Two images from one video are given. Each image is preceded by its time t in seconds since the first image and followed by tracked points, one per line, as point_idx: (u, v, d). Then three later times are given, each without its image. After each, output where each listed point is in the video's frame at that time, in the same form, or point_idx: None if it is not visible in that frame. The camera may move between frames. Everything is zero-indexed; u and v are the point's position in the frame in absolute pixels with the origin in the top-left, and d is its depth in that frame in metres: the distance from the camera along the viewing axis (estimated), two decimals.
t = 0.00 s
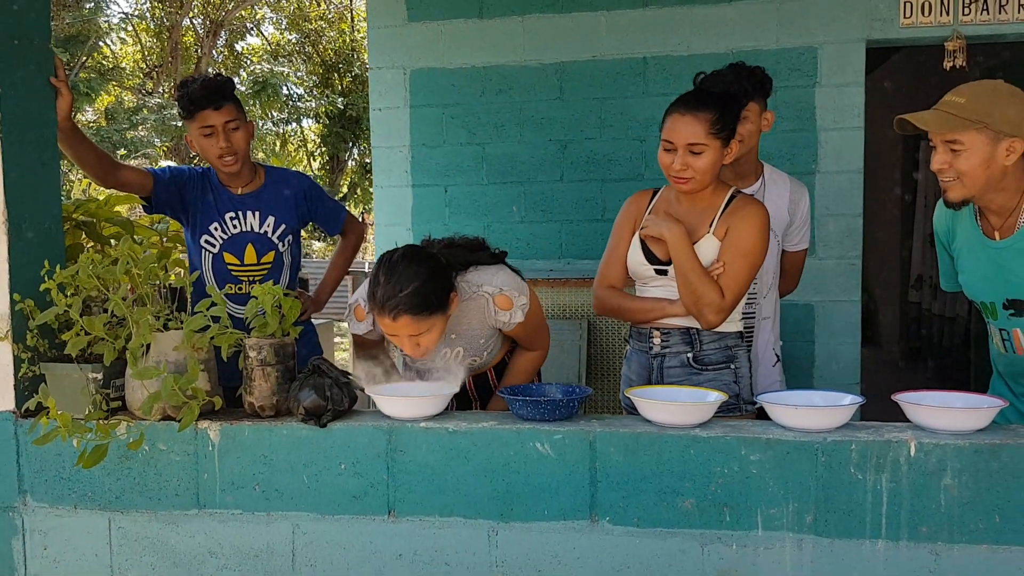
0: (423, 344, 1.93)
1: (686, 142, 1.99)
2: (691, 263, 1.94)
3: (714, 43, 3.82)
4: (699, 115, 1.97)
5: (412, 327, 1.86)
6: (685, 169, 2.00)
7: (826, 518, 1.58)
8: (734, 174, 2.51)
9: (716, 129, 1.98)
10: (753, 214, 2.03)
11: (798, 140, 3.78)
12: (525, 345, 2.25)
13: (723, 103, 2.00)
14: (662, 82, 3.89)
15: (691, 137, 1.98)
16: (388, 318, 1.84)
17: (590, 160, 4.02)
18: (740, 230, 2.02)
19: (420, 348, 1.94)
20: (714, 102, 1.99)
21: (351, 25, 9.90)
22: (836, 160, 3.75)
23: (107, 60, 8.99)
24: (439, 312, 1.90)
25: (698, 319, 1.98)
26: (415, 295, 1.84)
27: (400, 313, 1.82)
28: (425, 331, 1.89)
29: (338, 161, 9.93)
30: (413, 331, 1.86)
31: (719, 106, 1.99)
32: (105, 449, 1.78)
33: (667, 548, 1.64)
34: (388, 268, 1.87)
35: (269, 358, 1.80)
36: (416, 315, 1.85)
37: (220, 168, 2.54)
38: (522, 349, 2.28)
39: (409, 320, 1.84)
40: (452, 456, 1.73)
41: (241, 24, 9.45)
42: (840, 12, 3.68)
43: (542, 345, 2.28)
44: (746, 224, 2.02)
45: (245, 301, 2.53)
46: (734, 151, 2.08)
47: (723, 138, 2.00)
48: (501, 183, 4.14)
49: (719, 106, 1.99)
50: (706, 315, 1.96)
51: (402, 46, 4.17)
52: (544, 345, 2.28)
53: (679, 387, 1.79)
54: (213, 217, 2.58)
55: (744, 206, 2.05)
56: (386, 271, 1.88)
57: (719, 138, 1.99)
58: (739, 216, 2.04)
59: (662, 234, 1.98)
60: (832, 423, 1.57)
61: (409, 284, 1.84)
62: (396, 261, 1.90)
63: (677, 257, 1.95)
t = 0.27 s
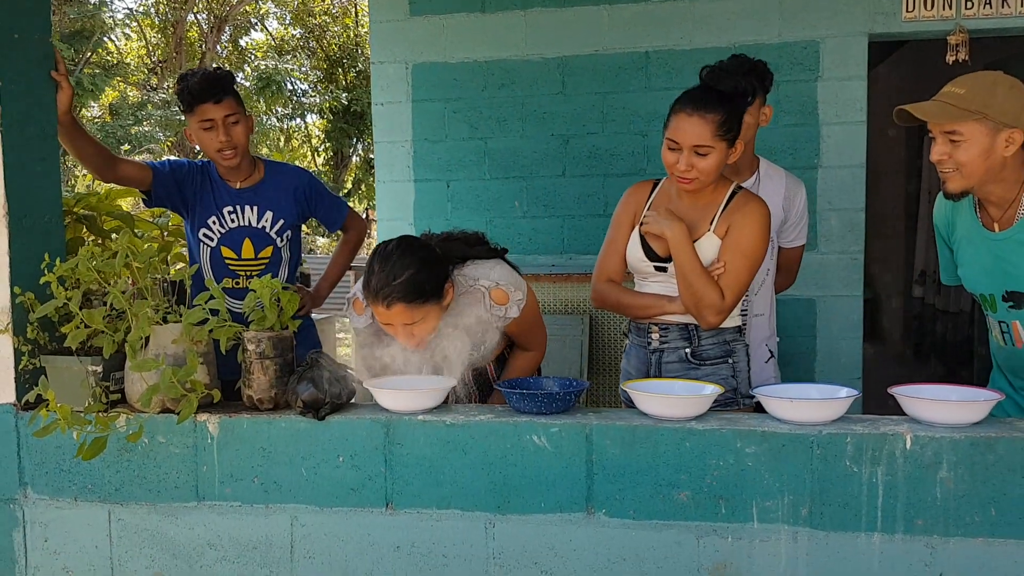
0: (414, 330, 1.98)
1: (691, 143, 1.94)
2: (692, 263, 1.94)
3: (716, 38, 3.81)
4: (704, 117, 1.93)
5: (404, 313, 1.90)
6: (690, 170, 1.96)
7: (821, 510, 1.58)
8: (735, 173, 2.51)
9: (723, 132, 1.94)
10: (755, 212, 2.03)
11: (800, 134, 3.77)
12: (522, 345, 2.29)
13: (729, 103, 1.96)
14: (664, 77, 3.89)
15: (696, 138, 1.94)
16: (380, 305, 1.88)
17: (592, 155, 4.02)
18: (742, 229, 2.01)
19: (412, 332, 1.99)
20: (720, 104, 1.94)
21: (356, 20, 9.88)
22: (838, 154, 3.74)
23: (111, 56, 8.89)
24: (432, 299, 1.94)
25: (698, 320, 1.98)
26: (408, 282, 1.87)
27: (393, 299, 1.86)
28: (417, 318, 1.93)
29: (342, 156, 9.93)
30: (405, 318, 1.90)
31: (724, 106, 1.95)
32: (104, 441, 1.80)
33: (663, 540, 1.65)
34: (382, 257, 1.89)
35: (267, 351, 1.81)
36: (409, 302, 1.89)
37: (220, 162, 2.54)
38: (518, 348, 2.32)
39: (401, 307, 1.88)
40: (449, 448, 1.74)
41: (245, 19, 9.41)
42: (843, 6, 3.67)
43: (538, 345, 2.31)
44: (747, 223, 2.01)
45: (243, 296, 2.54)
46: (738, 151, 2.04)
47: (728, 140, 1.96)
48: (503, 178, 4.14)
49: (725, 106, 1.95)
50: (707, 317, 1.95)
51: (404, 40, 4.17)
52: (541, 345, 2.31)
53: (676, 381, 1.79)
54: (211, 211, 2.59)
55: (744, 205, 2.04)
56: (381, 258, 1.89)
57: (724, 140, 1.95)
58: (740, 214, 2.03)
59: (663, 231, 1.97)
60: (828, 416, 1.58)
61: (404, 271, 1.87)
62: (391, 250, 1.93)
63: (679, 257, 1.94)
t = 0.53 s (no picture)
0: (416, 325, 2.04)
1: (694, 147, 1.90)
2: (694, 264, 1.92)
3: (721, 34, 3.80)
4: (708, 121, 1.88)
5: (406, 311, 1.96)
6: (692, 174, 1.93)
7: (823, 507, 1.58)
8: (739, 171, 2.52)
9: (726, 136, 1.89)
10: (759, 213, 2.01)
11: (805, 131, 3.77)
12: (524, 343, 2.31)
13: (733, 105, 1.90)
14: (669, 74, 3.88)
15: (698, 142, 1.89)
16: (381, 303, 1.93)
17: (597, 152, 4.02)
18: (745, 231, 2.00)
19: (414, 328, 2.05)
20: (724, 106, 1.89)
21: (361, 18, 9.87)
22: (843, 151, 3.73)
23: (118, 54, 8.86)
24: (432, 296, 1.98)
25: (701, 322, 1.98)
26: (406, 281, 1.92)
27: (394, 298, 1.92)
28: (419, 314, 1.99)
29: (348, 154, 9.95)
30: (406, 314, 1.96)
31: (729, 109, 1.89)
32: (108, 436, 1.80)
33: (665, 537, 1.65)
34: (382, 255, 1.93)
35: (271, 348, 1.81)
36: (410, 300, 1.94)
37: (225, 159, 2.54)
38: (521, 347, 2.34)
39: (402, 305, 1.94)
40: (451, 444, 1.74)
41: (252, 16, 9.36)
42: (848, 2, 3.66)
43: (539, 344, 2.33)
44: (751, 223, 2.00)
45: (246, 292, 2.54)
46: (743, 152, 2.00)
47: (732, 143, 1.92)
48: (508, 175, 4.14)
49: (729, 109, 1.89)
50: (710, 319, 1.95)
51: (409, 38, 4.18)
52: (544, 344, 2.33)
53: (680, 377, 1.79)
54: (216, 208, 2.59)
55: (747, 205, 2.02)
56: (380, 258, 1.93)
57: (728, 143, 1.91)
58: (744, 215, 2.01)
59: (666, 232, 1.96)
60: (832, 412, 1.58)
61: (406, 266, 1.92)
62: (389, 248, 1.97)
63: (682, 257, 1.93)
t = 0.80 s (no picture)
0: (422, 330, 2.05)
1: (699, 152, 1.90)
2: (700, 269, 1.91)
3: (729, 34, 3.79)
4: (713, 126, 1.87)
5: (411, 314, 1.98)
6: (698, 178, 1.93)
7: (830, 508, 1.58)
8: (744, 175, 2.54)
9: (731, 140, 1.89)
10: (765, 216, 2.00)
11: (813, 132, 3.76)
12: (528, 344, 2.30)
13: (739, 109, 1.90)
14: (677, 74, 3.88)
15: (704, 147, 1.89)
16: (388, 307, 1.96)
17: (604, 152, 4.02)
18: (751, 234, 1.99)
19: (421, 334, 2.07)
20: (730, 110, 1.88)
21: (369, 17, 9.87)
22: (851, 152, 3.72)
23: (127, 53, 8.89)
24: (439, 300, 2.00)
25: (707, 325, 1.97)
26: (411, 285, 1.95)
27: (399, 302, 1.95)
28: (425, 318, 2.01)
29: (355, 153, 9.98)
30: (411, 319, 1.98)
31: (735, 113, 1.89)
32: (116, 434, 1.81)
33: (671, 537, 1.65)
34: (388, 258, 1.96)
35: (278, 347, 1.81)
36: (416, 304, 1.96)
37: (234, 159, 2.55)
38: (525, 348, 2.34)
39: (408, 309, 1.96)
40: (458, 443, 1.75)
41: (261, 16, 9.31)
42: (856, 3, 3.64)
43: (544, 344, 2.33)
44: (758, 227, 1.99)
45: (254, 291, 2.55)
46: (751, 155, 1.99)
47: (738, 148, 1.92)
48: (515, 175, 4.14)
49: (736, 113, 1.89)
50: (715, 324, 1.94)
51: (416, 38, 4.18)
52: (547, 344, 2.33)
53: (686, 378, 1.79)
54: (225, 207, 2.60)
55: (753, 207, 2.01)
56: (385, 261, 1.96)
57: (734, 148, 1.91)
58: (750, 219, 2.00)
59: (672, 235, 1.95)
60: (839, 413, 1.58)
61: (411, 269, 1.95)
62: (395, 252, 1.98)
63: (688, 260, 1.92)
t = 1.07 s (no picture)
0: (423, 329, 2.05)
1: (704, 157, 1.89)
2: (705, 275, 1.91)
3: (734, 34, 3.79)
4: (718, 130, 1.87)
5: (411, 315, 1.98)
6: (702, 182, 1.92)
7: (836, 509, 1.58)
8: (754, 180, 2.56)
9: (736, 146, 1.88)
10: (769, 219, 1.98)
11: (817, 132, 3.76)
12: (531, 346, 2.29)
13: (746, 114, 1.89)
14: (681, 73, 3.87)
15: (708, 152, 1.89)
16: (389, 306, 1.96)
17: (608, 152, 4.02)
18: (754, 237, 1.98)
19: (423, 332, 2.07)
20: (737, 114, 1.87)
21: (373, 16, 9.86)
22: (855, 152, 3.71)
23: (131, 52, 8.89)
24: (439, 299, 1.99)
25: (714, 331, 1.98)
26: (411, 285, 1.95)
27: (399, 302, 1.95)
28: (426, 318, 2.00)
29: (359, 153, 9.99)
30: (411, 318, 1.98)
31: (741, 118, 1.88)
32: (122, 434, 1.82)
33: (677, 537, 1.65)
34: (388, 257, 1.95)
35: (284, 346, 1.81)
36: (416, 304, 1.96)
37: (239, 160, 2.55)
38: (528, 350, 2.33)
39: (408, 309, 1.96)
40: (463, 443, 1.75)
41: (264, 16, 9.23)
42: (862, 3, 3.63)
43: (547, 347, 2.31)
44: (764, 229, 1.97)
45: (259, 291, 2.55)
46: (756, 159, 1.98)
47: (742, 153, 1.90)
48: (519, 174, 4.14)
49: (741, 118, 1.87)
50: (722, 330, 1.95)
51: (420, 38, 4.19)
52: (550, 347, 2.31)
53: (692, 378, 1.79)
54: (231, 207, 2.60)
55: (756, 209, 2.00)
56: (385, 260, 1.96)
57: (738, 153, 1.90)
58: (755, 222, 1.98)
59: (672, 241, 1.95)
60: (844, 414, 1.58)
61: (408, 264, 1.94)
62: (397, 250, 1.98)
63: (691, 267, 1.92)
